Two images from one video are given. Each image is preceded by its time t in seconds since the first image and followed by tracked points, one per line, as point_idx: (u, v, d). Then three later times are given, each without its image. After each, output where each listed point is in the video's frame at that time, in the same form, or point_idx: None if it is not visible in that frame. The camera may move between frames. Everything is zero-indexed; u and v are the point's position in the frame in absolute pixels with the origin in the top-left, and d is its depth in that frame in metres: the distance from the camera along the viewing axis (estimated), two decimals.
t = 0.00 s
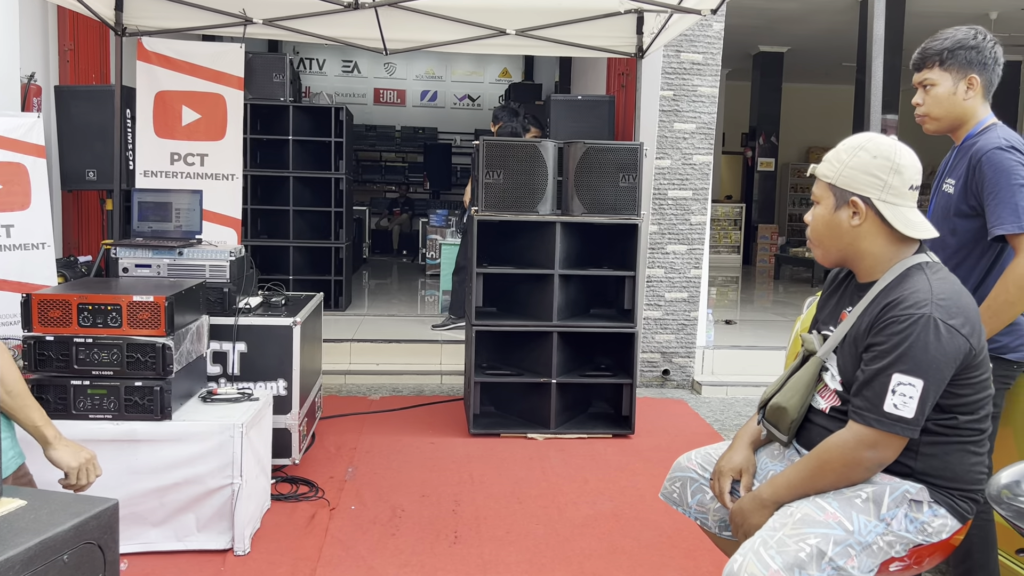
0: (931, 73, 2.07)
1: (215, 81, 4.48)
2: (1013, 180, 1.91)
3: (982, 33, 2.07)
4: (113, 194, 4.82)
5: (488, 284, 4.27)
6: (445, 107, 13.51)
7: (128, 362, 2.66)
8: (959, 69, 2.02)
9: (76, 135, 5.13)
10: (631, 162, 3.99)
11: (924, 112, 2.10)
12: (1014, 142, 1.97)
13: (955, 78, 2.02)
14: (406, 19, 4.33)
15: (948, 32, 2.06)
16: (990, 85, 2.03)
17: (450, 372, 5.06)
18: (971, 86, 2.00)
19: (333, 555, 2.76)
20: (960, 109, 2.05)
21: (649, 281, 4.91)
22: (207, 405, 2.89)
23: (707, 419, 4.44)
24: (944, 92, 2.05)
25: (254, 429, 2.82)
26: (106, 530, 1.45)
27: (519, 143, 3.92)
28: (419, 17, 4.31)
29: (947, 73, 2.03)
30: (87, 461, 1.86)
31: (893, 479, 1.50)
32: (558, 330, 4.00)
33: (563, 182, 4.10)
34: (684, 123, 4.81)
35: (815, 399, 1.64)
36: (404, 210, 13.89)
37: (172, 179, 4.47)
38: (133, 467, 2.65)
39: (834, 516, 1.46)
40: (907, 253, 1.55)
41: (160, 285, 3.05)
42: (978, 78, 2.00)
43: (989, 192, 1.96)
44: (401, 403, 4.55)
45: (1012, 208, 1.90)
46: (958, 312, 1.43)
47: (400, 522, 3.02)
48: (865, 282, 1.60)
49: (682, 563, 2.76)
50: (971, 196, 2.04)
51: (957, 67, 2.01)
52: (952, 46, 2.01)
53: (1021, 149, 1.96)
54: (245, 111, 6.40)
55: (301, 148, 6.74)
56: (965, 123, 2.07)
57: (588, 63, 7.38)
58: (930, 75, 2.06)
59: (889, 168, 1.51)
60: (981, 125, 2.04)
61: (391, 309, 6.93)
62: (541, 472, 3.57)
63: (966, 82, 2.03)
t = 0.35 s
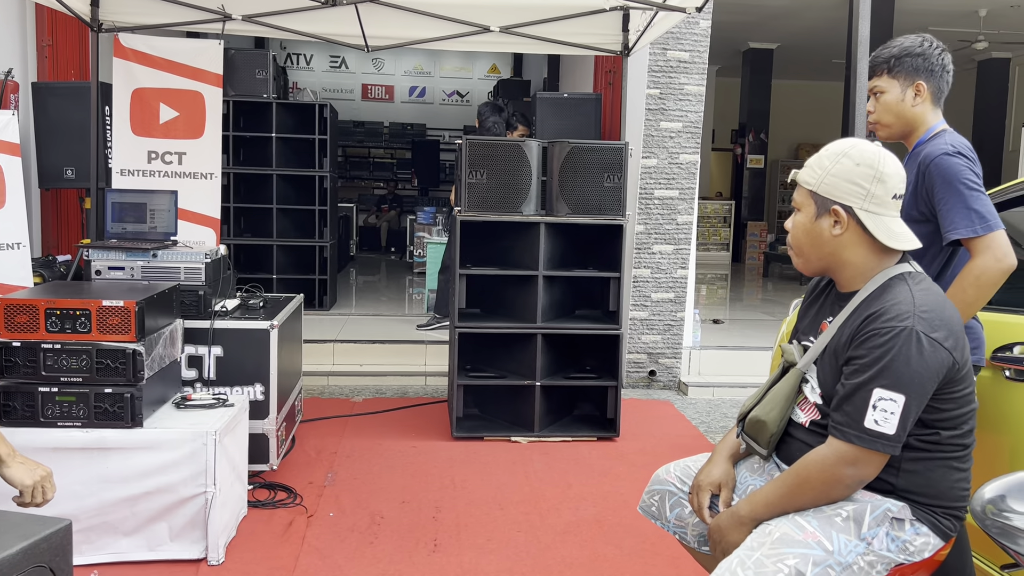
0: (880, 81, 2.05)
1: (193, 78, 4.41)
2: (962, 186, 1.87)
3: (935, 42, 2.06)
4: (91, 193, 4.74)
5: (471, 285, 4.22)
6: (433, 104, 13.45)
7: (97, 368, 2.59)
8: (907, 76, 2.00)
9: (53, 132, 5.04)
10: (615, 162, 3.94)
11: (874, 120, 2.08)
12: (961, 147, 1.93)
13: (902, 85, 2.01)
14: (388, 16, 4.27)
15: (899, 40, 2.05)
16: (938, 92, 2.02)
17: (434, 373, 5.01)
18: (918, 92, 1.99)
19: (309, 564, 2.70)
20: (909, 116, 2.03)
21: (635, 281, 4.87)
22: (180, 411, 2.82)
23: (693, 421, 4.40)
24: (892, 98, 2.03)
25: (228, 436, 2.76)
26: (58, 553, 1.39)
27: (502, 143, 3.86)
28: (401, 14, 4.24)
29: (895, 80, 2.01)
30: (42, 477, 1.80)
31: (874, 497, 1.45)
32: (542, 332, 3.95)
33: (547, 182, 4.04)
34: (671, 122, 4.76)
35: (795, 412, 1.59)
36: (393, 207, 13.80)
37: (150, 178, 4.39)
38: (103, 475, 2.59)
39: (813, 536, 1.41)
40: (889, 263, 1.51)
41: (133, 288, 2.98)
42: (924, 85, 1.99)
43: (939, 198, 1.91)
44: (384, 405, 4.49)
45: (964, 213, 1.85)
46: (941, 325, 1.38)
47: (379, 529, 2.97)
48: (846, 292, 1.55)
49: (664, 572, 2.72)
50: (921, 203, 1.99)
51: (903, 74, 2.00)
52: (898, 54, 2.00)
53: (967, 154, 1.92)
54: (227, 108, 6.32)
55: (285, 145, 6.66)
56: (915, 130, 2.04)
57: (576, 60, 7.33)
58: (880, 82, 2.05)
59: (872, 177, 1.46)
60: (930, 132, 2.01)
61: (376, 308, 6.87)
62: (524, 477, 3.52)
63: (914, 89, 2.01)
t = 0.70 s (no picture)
0: (791, 78, 2.46)
1: (172, 67, 4.34)
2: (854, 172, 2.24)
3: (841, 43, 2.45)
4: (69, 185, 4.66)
5: (454, 278, 4.16)
6: (421, 96, 13.38)
7: (68, 363, 2.53)
8: (813, 75, 2.40)
9: (30, 123, 4.96)
10: (600, 154, 3.89)
11: (786, 111, 2.48)
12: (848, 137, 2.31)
13: (809, 81, 2.41)
14: (370, 5, 4.20)
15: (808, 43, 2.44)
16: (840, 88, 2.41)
17: (418, 367, 4.96)
18: (823, 87, 2.37)
19: (287, 561, 2.65)
20: (815, 108, 2.42)
21: (621, 274, 4.83)
22: (154, 407, 2.76)
23: (679, 415, 4.37)
24: (800, 93, 2.43)
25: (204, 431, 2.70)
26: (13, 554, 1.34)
27: (485, 134, 3.81)
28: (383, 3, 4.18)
29: (802, 77, 2.43)
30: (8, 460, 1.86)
31: (857, 492, 1.41)
32: (527, 325, 3.90)
33: (531, 174, 3.99)
34: (657, 113, 4.71)
35: (776, 406, 1.55)
36: (380, 200, 13.71)
37: (127, 169, 4.32)
38: (75, 472, 2.53)
39: (794, 532, 1.38)
40: (871, 253, 1.47)
41: (107, 281, 2.92)
42: (828, 81, 2.38)
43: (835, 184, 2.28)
44: (367, 400, 4.44)
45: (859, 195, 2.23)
46: (925, 316, 1.35)
47: (359, 526, 2.92)
48: (828, 282, 1.51)
49: (648, 567, 2.68)
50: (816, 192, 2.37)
51: (810, 71, 2.40)
52: (805, 54, 2.39)
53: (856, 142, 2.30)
54: (209, 99, 6.24)
55: (268, 137, 6.59)
56: (821, 120, 2.43)
57: (563, 52, 7.28)
58: (791, 79, 2.46)
59: (854, 164, 1.41)
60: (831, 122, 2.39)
61: (361, 302, 6.80)
62: (507, 471, 3.48)
63: (820, 85, 2.40)
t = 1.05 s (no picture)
0: (723, 63, 2.50)
1: (156, 57, 4.24)
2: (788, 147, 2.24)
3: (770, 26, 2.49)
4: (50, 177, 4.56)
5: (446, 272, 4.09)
6: (410, 88, 13.28)
7: (47, 360, 2.45)
8: (744, 58, 2.45)
9: (11, 115, 4.85)
10: (594, 144, 3.82)
11: (720, 96, 2.53)
12: (784, 114, 2.32)
13: (740, 66, 2.46)
14: None
15: (739, 26, 2.48)
16: (772, 70, 2.45)
17: (409, 362, 4.88)
18: (754, 70, 2.42)
19: (276, 563, 2.58)
20: (749, 92, 2.48)
21: (615, 266, 4.77)
22: (138, 404, 2.68)
23: (675, 409, 4.32)
24: (733, 77, 2.48)
25: (189, 429, 2.62)
26: None
27: (477, 123, 3.73)
28: None
29: (734, 62, 2.47)
30: None
31: (872, 491, 1.35)
32: (520, 319, 3.83)
33: (524, 165, 3.91)
34: (651, 103, 4.64)
35: (785, 402, 1.49)
36: (369, 193, 13.60)
37: (111, 161, 4.21)
38: (56, 472, 2.45)
39: (807, 535, 1.32)
40: (885, 242, 1.41)
41: (89, 275, 2.83)
42: (759, 64, 2.43)
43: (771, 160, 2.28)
44: (358, 396, 4.37)
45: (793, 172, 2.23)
46: (944, 307, 1.29)
47: (350, 525, 2.85)
48: (840, 273, 1.45)
49: (647, 566, 2.63)
50: (757, 168, 2.37)
51: (740, 56, 2.45)
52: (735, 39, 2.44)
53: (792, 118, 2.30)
54: (195, 90, 6.14)
55: (255, 129, 6.49)
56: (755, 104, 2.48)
57: (554, 42, 7.20)
58: (723, 64, 2.50)
59: (869, 149, 1.34)
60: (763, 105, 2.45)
61: (351, 296, 6.71)
62: (501, 468, 3.41)
63: (751, 68, 2.45)
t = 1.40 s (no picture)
0: (652, 69, 2.29)
1: (149, 53, 4.12)
2: (728, 155, 2.06)
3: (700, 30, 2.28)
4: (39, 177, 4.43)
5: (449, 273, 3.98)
6: (404, 83, 13.18)
7: (38, 372, 2.33)
8: (674, 62, 2.24)
9: None
10: (602, 141, 3.72)
11: (654, 106, 2.30)
12: (724, 119, 2.14)
13: (671, 70, 2.24)
14: None
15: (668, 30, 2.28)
16: (705, 74, 2.24)
17: (410, 365, 4.78)
18: (685, 74, 2.20)
19: None
20: (681, 99, 2.25)
21: (620, 266, 4.66)
22: (133, 416, 2.56)
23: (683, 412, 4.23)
24: (663, 83, 2.26)
25: (188, 441, 2.51)
26: None
27: (481, 120, 3.62)
28: None
29: (663, 66, 2.25)
30: None
31: (933, 519, 1.26)
32: (526, 321, 3.73)
33: (529, 162, 3.80)
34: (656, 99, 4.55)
35: (833, 420, 1.38)
36: (362, 190, 13.46)
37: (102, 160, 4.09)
38: (48, 489, 2.33)
39: (865, 568, 1.22)
40: (943, 250, 1.30)
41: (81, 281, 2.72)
42: (688, 68, 2.21)
43: (710, 166, 2.09)
44: (358, 400, 4.26)
45: (733, 180, 2.05)
46: (1014, 320, 1.18)
47: (356, 539, 2.74)
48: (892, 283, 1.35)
49: None
50: (693, 173, 2.18)
51: (670, 60, 2.23)
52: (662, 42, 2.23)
53: (733, 125, 2.13)
54: (187, 86, 6.01)
55: (250, 125, 6.36)
56: (687, 110, 2.26)
57: (552, 37, 7.11)
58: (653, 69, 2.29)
59: (930, 150, 1.25)
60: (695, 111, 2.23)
61: (348, 296, 6.60)
62: (509, 476, 3.31)
63: (681, 72, 2.24)
